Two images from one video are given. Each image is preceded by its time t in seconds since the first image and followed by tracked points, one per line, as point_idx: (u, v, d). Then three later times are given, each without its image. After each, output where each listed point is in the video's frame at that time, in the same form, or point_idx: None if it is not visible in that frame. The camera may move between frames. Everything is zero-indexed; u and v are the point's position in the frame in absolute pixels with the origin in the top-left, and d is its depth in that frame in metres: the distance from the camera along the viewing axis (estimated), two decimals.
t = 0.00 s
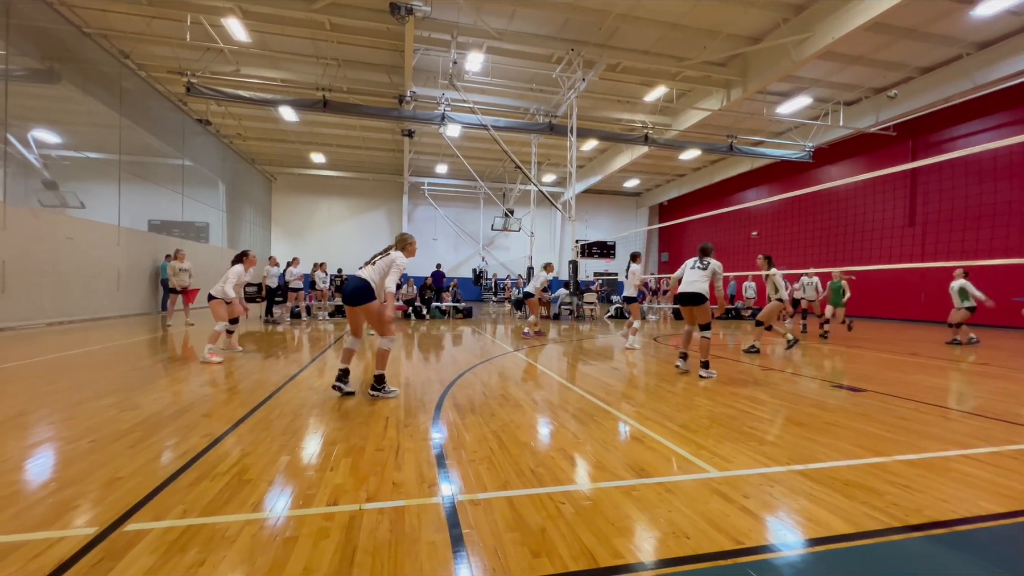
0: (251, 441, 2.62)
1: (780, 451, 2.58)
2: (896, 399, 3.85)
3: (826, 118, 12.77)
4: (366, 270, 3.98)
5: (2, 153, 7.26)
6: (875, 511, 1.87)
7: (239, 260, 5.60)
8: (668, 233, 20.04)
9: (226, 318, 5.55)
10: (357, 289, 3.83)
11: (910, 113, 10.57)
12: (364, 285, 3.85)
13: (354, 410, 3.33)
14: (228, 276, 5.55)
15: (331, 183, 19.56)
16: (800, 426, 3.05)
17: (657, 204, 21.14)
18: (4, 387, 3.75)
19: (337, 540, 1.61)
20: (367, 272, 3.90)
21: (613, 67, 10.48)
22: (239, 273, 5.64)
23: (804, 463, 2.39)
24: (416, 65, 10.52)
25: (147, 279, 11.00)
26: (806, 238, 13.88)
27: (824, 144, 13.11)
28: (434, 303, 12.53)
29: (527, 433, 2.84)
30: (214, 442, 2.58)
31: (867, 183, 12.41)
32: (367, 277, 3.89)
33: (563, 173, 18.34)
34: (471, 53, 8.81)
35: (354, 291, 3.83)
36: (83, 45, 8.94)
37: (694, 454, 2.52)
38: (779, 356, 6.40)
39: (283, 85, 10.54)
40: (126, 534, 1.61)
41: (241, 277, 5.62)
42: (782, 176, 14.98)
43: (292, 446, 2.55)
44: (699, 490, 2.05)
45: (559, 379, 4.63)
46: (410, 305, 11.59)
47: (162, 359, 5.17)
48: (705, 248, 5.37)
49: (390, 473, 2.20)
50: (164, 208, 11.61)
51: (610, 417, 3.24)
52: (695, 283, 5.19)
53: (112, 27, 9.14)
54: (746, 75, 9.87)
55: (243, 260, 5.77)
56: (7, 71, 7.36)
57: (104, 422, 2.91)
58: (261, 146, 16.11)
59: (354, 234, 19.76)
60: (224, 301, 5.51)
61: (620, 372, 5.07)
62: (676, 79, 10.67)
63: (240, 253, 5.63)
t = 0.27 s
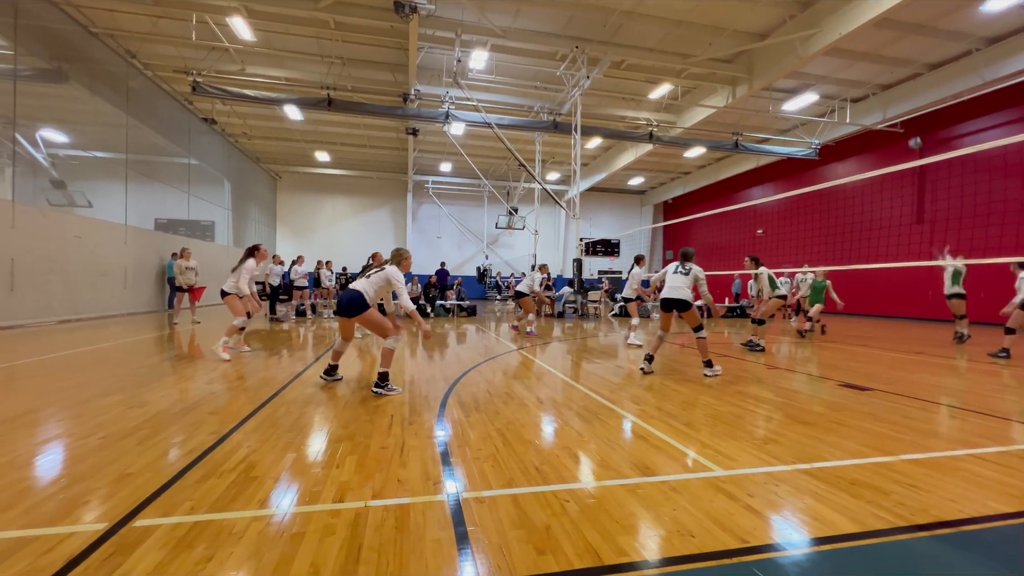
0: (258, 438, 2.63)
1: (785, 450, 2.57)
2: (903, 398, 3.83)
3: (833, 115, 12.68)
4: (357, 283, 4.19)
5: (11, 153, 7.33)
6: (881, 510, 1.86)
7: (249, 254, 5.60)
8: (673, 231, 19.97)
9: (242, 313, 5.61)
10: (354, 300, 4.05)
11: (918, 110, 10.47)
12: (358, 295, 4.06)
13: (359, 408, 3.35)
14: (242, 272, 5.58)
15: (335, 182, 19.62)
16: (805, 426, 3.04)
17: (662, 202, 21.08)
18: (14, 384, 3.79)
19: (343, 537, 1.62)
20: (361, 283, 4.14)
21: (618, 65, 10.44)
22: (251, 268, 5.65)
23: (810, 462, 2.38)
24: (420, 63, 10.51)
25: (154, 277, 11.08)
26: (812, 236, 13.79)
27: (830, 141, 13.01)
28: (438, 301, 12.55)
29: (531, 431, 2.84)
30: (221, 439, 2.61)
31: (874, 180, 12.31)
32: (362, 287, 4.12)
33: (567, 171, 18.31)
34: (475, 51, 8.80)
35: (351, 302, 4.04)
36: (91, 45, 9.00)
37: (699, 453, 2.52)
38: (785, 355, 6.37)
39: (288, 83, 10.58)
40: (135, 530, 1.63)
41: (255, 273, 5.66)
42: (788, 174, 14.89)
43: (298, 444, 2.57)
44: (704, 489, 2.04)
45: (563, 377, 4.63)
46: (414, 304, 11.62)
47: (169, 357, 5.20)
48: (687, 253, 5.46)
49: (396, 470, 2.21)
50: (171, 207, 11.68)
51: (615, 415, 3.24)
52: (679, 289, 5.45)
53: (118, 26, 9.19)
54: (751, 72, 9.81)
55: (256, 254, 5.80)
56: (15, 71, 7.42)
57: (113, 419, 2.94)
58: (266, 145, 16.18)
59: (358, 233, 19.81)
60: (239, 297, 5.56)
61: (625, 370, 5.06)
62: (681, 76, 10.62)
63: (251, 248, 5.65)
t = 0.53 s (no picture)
0: (263, 435, 2.65)
1: (790, 449, 2.56)
2: (909, 397, 3.80)
3: (839, 112, 12.58)
4: (346, 292, 4.24)
5: (19, 152, 7.39)
6: (888, 510, 1.85)
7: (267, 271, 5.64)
8: (677, 228, 19.89)
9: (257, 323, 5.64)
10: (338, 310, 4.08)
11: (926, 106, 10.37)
12: (345, 304, 4.10)
13: (363, 405, 3.37)
14: (260, 285, 5.61)
15: (340, 180, 19.67)
16: (810, 424, 3.02)
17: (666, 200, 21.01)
18: (23, 381, 3.83)
19: (348, 534, 1.63)
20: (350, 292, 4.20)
21: (622, 62, 10.39)
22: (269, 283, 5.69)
23: (815, 461, 2.37)
24: (424, 61, 10.51)
25: (160, 275, 11.16)
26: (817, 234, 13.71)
27: (837, 138, 12.92)
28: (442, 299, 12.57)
29: (535, 429, 2.85)
30: (227, 436, 2.62)
31: (881, 177, 12.22)
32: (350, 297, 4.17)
33: (571, 169, 18.27)
34: (479, 49, 8.79)
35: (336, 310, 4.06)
36: (97, 44, 9.05)
37: (703, 451, 2.51)
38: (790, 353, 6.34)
39: (293, 82, 10.62)
40: (143, 525, 1.65)
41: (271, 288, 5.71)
42: (794, 171, 14.80)
43: (303, 441, 2.58)
44: (709, 488, 2.04)
45: (567, 375, 4.64)
46: (419, 302, 11.64)
47: (175, 354, 5.24)
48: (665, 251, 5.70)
49: (400, 468, 2.22)
50: (177, 205, 11.75)
51: (619, 413, 3.24)
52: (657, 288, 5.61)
53: (124, 26, 9.25)
54: (757, 68, 9.75)
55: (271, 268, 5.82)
56: (23, 71, 7.47)
57: (120, 416, 2.97)
58: (270, 143, 16.24)
59: (363, 231, 19.86)
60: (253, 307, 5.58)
61: (629, 368, 5.06)
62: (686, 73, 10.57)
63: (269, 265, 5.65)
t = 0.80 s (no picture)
0: (268, 433, 2.67)
1: (795, 448, 2.54)
2: (915, 397, 3.77)
3: (845, 109, 12.50)
4: (350, 292, 4.19)
5: (26, 152, 7.45)
6: (893, 510, 1.84)
7: (270, 266, 5.63)
8: (681, 227, 19.82)
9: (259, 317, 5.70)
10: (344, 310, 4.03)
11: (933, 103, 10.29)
12: (349, 307, 4.06)
13: (367, 404, 3.38)
14: (263, 280, 5.63)
15: (344, 179, 19.71)
16: (815, 424, 3.01)
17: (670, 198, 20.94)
18: (31, 378, 3.87)
19: (352, 531, 1.64)
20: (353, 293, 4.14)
21: (626, 60, 10.36)
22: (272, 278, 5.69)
23: (819, 461, 2.36)
24: (427, 59, 10.52)
25: (166, 273, 11.23)
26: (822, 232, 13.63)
27: (842, 136, 12.84)
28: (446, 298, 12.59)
29: (539, 428, 2.85)
30: (232, 434, 2.64)
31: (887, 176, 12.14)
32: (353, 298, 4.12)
33: (574, 167, 18.25)
34: (483, 47, 8.77)
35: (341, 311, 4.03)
36: (103, 44, 9.10)
37: (707, 450, 2.51)
38: (795, 352, 6.32)
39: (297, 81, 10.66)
40: (149, 522, 1.66)
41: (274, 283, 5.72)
42: (799, 170, 14.72)
43: (307, 439, 2.59)
44: (713, 487, 2.04)
45: (571, 373, 4.64)
46: (422, 300, 11.67)
47: (181, 352, 5.28)
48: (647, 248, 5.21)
49: (404, 466, 2.23)
50: (182, 204, 11.82)
51: (622, 412, 3.24)
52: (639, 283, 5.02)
53: (129, 25, 9.29)
54: (762, 66, 9.69)
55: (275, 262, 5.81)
56: (30, 71, 7.52)
57: (126, 414, 2.99)
58: (274, 142, 16.29)
59: (366, 229, 19.90)
60: (256, 302, 5.62)
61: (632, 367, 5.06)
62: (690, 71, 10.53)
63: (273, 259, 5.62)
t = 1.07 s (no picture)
0: (271, 432, 2.67)
1: (798, 449, 2.54)
2: (919, 397, 3.75)
3: (848, 108, 12.45)
4: (364, 283, 4.09)
5: (31, 151, 7.48)
6: (896, 511, 1.83)
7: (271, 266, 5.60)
8: (684, 227, 19.77)
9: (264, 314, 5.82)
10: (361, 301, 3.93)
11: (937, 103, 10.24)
12: (367, 295, 3.97)
13: (369, 403, 3.38)
14: (265, 281, 5.64)
15: (346, 178, 19.74)
16: (818, 424, 3.00)
17: (672, 198, 20.90)
18: (36, 377, 3.89)
19: (355, 531, 1.64)
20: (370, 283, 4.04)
21: (629, 59, 10.35)
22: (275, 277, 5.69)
23: (823, 461, 2.35)
24: (430, 59, 10.53)
25: (169, 273, 11.26)
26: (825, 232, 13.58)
27: (846, 135, 12.79)
28: (448, 297, 12.60)
29: (541, 428, 2.85)
30: (235, 432, 2.65)
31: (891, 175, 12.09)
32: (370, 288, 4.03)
33: (577, 167, 18.24)
34: (486, 47, 8.76)
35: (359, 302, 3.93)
36: (107, 44, 9.13)
37: (710, 450, 2.50)
38: (798, 352, 6.30)
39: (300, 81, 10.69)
40: (153, 521, 1.66)
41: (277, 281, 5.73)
42: (802, 169, 14.66)
43: (310, 438, 2.60)
44: (715, 487, 2.03)
45: (573, 373, 4.64)
46: (425, 299, 11.68)
47: (184, 352, 5.29)
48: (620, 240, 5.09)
49: (406, 465, 2.23)
50: (185, 204, 11.86)
51: (625, 412, 3.23)
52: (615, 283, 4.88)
53: (133, 26, 9.32)
54: (765, 65, 9.66)
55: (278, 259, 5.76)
56: (35, 71, 7.55)
57: (130, 413, 3.00)
58: (277, 141, 16.32)
59: (369, 229, 19.93)
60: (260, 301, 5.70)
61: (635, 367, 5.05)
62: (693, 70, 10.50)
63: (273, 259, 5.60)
